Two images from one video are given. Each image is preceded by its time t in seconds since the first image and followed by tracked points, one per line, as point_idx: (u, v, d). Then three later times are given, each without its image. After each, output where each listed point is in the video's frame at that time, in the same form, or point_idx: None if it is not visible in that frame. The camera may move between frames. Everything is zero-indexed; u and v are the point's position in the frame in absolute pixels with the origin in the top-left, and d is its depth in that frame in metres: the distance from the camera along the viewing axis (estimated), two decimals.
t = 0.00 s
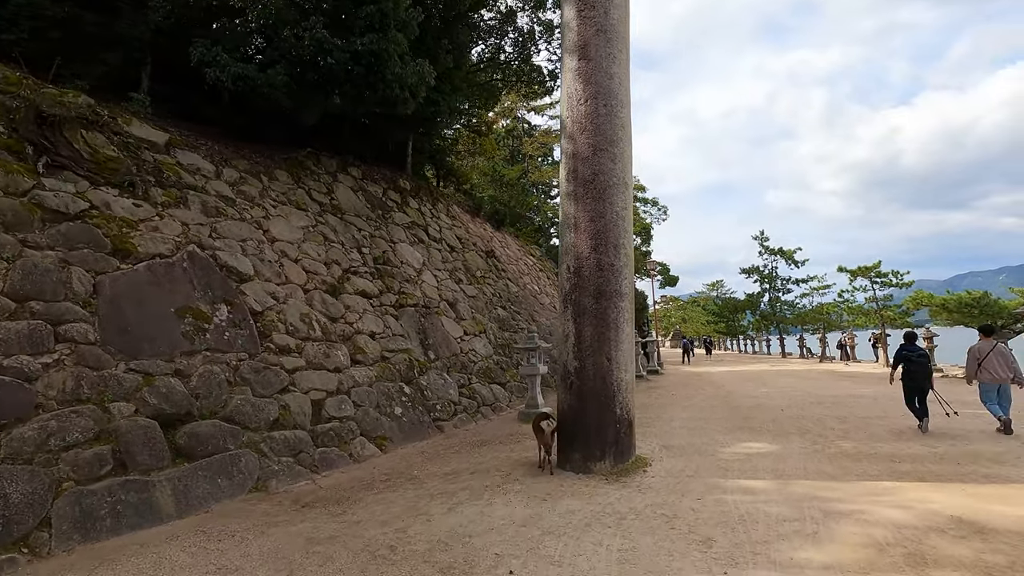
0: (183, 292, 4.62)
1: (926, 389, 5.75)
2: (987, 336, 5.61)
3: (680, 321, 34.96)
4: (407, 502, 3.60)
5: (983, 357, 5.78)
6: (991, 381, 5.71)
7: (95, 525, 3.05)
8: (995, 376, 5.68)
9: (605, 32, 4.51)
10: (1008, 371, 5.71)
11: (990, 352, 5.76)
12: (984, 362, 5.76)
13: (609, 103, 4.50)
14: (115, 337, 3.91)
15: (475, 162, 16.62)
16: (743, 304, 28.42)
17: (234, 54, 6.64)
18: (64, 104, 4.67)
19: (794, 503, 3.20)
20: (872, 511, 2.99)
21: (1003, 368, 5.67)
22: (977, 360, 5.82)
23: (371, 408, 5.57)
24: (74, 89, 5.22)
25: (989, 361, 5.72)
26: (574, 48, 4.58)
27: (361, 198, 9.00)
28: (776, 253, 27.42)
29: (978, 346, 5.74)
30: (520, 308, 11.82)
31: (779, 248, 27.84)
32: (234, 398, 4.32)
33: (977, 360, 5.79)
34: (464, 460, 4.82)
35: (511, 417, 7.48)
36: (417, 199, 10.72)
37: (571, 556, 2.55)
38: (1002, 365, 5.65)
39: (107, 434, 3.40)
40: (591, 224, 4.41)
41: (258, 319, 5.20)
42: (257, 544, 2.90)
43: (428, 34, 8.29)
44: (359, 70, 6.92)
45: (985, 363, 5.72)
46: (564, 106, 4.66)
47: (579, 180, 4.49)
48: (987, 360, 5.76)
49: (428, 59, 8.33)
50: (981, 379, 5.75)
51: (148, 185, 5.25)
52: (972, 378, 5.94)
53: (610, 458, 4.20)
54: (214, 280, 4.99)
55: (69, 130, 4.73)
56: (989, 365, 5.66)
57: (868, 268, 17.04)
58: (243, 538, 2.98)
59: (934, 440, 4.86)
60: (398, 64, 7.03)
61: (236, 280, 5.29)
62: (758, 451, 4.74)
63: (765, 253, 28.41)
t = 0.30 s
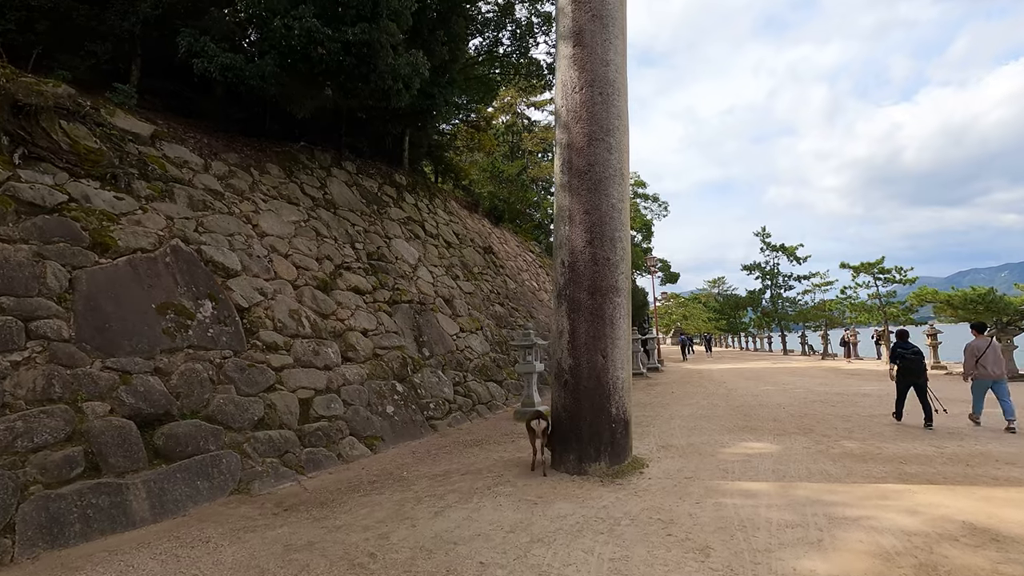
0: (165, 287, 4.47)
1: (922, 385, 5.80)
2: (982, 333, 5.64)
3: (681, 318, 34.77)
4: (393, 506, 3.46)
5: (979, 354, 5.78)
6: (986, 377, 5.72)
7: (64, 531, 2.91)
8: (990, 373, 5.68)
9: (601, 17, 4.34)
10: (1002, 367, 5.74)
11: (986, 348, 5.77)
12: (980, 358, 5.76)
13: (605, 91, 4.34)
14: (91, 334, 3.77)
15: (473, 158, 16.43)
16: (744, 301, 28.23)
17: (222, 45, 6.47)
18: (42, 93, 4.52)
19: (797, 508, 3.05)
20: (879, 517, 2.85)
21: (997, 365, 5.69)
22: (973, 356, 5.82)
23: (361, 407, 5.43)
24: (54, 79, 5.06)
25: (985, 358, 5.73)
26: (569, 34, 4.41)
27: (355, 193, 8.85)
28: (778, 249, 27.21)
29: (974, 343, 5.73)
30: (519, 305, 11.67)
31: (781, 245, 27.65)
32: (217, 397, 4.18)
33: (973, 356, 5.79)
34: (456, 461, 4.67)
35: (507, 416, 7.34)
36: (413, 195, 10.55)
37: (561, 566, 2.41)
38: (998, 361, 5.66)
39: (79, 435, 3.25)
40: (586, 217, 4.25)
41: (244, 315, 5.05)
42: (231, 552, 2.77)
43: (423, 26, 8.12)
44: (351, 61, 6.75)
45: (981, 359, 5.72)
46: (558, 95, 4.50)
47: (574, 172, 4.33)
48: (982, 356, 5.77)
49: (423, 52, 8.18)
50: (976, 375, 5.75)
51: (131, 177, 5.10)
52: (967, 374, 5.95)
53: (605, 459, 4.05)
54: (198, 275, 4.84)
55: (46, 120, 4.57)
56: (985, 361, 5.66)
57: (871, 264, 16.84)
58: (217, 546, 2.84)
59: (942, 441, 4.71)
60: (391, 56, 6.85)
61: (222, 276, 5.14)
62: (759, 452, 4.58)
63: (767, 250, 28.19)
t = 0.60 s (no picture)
0: (144, 285, 4.32)
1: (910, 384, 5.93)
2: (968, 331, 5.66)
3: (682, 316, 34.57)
4: (375, 513, 3.31)
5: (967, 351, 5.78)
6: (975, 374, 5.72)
7: (24, 540, 2.76)
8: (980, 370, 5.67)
9: (595, 4, 4.17)
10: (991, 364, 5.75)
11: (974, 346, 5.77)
12: (968, 356, 5.77)
13: (599, 81, 4.17)
14: (63, 333, 3.63)
15: (472, 155, 16.25)
16: (746, 300, 28.04)
17: (210, 36, 6.31)
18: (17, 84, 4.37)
19: (798, 518, 2.90)
20: (885, 528, 2.69)
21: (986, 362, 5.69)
22: (961, 354, 5.83)
23: (350, 408, 5.28)
24: (32, 70, 4.91)
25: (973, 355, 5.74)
26: (562, 22, 4.25)
27: (349, 189, 8.69)
28: (780, 248, 26.99)
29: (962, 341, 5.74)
30: (516, 304, 11.51)
31: (783, 243, 27.46)
32: (196, 399, 4.03)
33: (962, 354, 5.80)
34: (445, 465, 4.52)
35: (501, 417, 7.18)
36: (409, 191, 10.40)
37: None
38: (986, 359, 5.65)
39: (45, 440, 3.11)
40: (579, 212, 4.09)
41: (228, 314, 4.90)
42: (199, 563, 2.63)
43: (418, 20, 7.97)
44: (341, 53, 6.58)
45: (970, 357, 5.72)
46: (550, 85, 4.33)
47: (567, 165, 4.17)
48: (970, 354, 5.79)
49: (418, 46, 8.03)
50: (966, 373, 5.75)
51: (112, 171, 4.95)
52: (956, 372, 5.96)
53: (599, 464, 3.89)
54: (180, 272, 4.69)
55: (21, 112, 4.42)
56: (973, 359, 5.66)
57: (874, 262, 16.64)
58: (186, 557, 2.70)
59: (949, 444, 4.54)
60: (383, 48, 6.68)
61: (206, 273, 4.99)
62: (759, 456, 4.42)
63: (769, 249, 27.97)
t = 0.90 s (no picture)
0: (124, 281, 4.17)
1: (903, 383, 6.07)
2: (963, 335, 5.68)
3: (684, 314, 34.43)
4: (358, 519, 3.16)
5: (962, 353, 5.85)
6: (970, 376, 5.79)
7: None
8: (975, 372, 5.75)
9: None
10: (983, 365, 5.86)
11: (968, 348, 5.85)
12: (962, 358, 5.85)
13: (595, 70, 4.01)
14: (35, 331, 3.49)
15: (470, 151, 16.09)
16: (747, 297, 27.86)
17: (197, 27, 6.14)
18: None
19: (801, 526, 2.75)
20: (893, 538, 2.55)
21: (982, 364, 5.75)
22: (956, 356, 5.91)
23: (339, 408, 5.14)
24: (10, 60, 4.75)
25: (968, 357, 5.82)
26: (556, 8, 4.08)
27: (343, 184, 8.55)
28: (782, 245, 26.80)
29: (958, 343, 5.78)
30: (514, 301, 11.37)
31: (785, 240, 27.28)
32: (176, 400, 3.89)
33: (956, 356, 5.88)
34: (436, 467, 4.38)
35: (497, 417, 7.04)
36: (406, 187, 10.24)
37: None
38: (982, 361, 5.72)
39: (12, 443, 2.97)
40: (573, 205, 3.93)
41: (213, 311, 4.76)
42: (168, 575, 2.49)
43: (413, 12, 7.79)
44: (332, 44, 6.41)
45: (964, 359, 5.78)
46: (544, 74, 4.18)
47: (561, 156, 4.01)
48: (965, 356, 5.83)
49: (414, 39, 7.88)
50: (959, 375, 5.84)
51: (92, 164, 4.80)
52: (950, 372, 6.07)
53: (594, 466, 3.75)
54: (163, 268, 4.54)
55: None
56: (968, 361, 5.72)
57: (877, 259, 16.46)
58: (155, 568, 2.56)
59: (957, 446, 4.39)
60: (375, 38, 6.50)
61: (190, 269, 4.85)
62: (759, 458, 4.28)
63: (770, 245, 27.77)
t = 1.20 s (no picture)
0: (101, 277, 4.01)
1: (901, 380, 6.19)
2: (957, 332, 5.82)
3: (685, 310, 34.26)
4: (342, 526, 3.01)
5: (957, 347, 6.04)
6: (964, 369, 5.99)
7: None
8: (969, 365, 5.94)
9: None
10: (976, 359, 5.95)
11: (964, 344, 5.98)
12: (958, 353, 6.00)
13: (591, 55, 3.83)
14: (4, 330, 3.32)
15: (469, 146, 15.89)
16: (748, 293, 27.67)
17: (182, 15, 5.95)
18: None
19: (809, 535, 2.59)
20: (908, 549, 2.39)
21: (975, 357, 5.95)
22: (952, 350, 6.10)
23: (329, 408, 4.98)
24: None
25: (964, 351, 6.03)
26: None
27: (337, 179, 8.37)
28: (784, 240, 26.60)
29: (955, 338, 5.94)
30: (512, 298, 11.20)
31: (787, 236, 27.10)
32: (154, 400, 3.73)
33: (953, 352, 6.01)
34: (427, 470, 4.23)
35: (493, 416, 6.90)
36: (402, 182, 10.06)
37: None
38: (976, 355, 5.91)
39: None
40: (569, 196, 3.76)
41: (197, 308, 4.60)
42: None
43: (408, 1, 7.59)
44: (323, 33, 6.23)
45: (960, 353, 5.96)
46: (539, 60, 4.00)
47: (556, 146, 3.84)
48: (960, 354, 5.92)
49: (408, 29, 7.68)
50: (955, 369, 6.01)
51: (71, 156, 4.63)
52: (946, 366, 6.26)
53: (591, 469, 3.59)
54: (144, 263, 4.37)
55: None
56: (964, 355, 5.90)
57: (881, 254, 16.27)
58: None
59: (968, 447, 4.24)
60: (366, 27, 6.32)
61: (173, 265, 4.68)
62: (763, 460, 4.12)
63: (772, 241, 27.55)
